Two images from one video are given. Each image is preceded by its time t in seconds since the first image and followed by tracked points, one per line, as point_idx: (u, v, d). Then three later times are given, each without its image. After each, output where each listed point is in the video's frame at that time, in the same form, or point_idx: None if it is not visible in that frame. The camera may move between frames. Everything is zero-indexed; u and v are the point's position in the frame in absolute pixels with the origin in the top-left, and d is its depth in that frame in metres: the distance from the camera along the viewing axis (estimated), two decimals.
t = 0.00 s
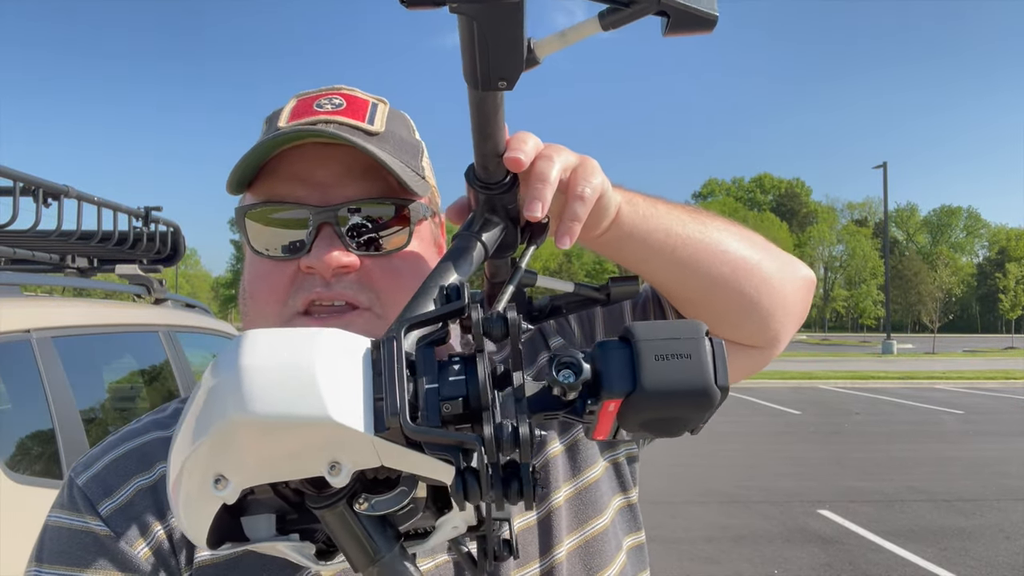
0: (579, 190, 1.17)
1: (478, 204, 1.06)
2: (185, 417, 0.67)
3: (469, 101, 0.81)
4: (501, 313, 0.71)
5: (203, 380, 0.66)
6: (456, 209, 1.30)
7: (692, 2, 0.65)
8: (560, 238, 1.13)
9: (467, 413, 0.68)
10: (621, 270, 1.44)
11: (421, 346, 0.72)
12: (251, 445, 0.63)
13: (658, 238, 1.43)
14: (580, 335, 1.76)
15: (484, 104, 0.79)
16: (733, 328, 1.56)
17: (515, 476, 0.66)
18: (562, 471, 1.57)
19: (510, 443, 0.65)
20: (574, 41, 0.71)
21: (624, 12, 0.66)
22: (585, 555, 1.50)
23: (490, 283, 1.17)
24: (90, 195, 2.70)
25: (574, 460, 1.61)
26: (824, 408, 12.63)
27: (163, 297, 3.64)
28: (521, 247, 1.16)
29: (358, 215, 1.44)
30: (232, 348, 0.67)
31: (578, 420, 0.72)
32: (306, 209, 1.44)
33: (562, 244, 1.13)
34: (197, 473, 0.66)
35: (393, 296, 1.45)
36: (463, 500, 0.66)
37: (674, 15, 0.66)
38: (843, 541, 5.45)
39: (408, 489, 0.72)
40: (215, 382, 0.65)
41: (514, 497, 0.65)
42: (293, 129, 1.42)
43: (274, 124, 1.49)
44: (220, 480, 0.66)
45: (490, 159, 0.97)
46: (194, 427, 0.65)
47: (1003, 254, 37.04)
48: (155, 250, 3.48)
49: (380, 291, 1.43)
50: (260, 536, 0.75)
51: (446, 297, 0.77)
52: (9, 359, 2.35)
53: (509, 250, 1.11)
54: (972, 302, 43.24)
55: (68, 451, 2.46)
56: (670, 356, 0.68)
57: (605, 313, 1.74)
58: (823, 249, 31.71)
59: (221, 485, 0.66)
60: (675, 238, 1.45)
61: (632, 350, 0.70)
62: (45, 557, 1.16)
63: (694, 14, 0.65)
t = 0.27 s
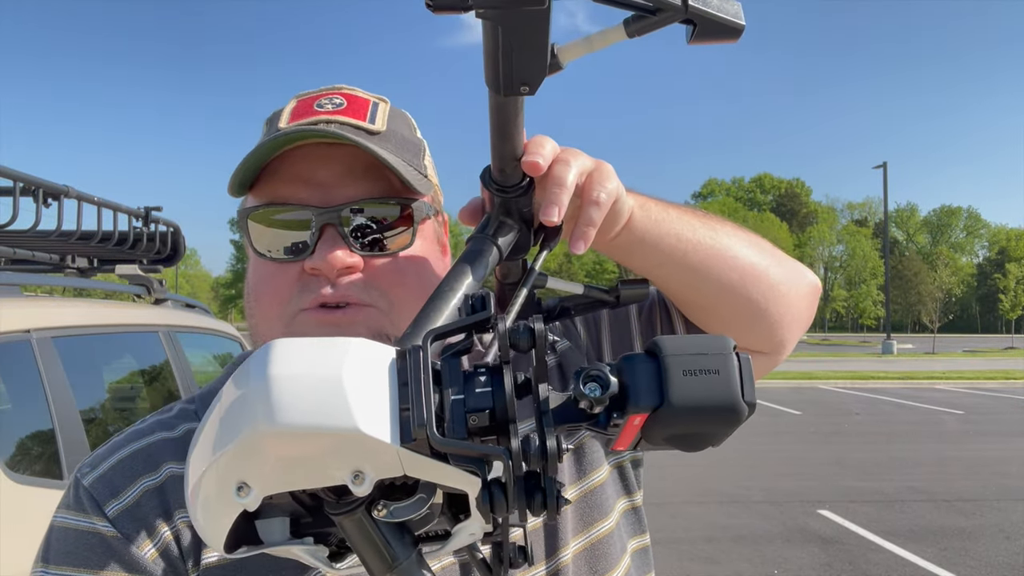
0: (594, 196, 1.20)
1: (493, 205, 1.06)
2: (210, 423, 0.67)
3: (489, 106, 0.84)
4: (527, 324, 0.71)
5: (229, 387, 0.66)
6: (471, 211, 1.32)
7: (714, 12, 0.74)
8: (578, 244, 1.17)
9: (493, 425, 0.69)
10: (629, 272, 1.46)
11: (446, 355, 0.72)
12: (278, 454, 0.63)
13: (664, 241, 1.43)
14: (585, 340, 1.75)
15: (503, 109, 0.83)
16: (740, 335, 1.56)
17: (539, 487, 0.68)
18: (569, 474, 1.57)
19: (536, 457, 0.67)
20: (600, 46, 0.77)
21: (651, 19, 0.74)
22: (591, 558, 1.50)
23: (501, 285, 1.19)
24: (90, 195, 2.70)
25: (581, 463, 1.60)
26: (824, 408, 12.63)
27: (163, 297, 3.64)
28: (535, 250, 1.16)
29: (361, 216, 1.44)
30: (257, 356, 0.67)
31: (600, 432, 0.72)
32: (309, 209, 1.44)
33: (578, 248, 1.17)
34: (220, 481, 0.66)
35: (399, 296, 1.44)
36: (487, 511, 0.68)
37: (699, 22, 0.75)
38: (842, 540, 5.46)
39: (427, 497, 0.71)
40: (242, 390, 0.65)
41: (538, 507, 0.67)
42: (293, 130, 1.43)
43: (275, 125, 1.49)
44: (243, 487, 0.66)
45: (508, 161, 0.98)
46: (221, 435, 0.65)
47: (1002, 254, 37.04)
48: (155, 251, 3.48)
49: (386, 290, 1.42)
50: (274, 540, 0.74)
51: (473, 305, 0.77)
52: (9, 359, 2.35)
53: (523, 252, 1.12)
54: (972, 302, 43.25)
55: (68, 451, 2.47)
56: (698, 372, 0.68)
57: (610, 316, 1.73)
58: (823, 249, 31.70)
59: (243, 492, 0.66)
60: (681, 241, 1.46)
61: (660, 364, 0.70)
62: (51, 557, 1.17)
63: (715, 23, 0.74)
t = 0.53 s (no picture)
0: (602, 199, 1.19)
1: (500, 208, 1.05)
2: (216, 428, 0.66)
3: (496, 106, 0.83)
4: (536, 331, 0.71)
5: (235, 393, 0.65)
6: (476, 212, 1.32)
7: (725, 15, 0.73)
8: (585, 247, 1.16)
9: (500, 431, 0.68)
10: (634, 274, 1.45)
11: (454, 362, 0.71)
12: (284, 462, 0.62)
13: (668, 243, 1.43)
14: (591, 340, 1.73)
15: (511, 110, 0.81)
16: (745, 338, 1.55)
17: (547, 495, 0.67)
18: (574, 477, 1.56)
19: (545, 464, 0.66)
20: (610, 48, 0.76)
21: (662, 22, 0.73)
22: (594, 561, 1.49)
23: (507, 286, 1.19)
24: (90, 195, 2.69)
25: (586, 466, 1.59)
26: (824, 408, 12.61)
27: (163, 297, 3.63)
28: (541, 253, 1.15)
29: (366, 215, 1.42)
30: (264, 361, 0.66)
31: (609, 439, 0.72)
32: (312, 209, 1.43)
33: (584, 251, 1.16)
34: (226, 486, 0.65)
35: (401, 301, 1.42)
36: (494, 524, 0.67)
37: (709, 26, 0.74)
38: (843, 540, 5.45)
39: (433, 501, 0.71)
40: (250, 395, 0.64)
41: (545, 516, 0.67)
42: (297, 125, 1.42)
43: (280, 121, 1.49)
44: (248, 493, 0.65)
45: (515, 164, 0.98)
46: (227, 440, 0.64)
47: (1002, 253, 37.02)
48: (155, 250, 3.47)
49: (387, 294, 1.40)
50: (278, 543, 0.73)
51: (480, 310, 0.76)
52: (9, 359, 2.34)
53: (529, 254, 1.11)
54: (972, 302, 43.16)
55: (68, 451, 2.46)
56: (709, 380, 0.67)
57: (616, 319, 1.71)
58: (823, 249, 31.67)
59: (248, 498, 0.65)
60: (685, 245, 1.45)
61: (670, 372, 0.69)
62: (53, 558, 1.16)
63: (727, 25, 0.73)
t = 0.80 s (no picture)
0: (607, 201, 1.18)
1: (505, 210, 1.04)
2: (222, 439, 0.65)
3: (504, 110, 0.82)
4: (552, 342, 0.73)
5: (243, 405, 0.64)
6: (479, 214, 1.31)
7: (741, 18, 0.73)
8: (591, 250, 1.16)
9: (516, 445, 0.67)
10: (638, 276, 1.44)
11: (466, 374, 0.70)
12: (296, 478, 0.61)
13: (672, 244, 1.42)
14: (592, 342, 1.71)
15: (519, 115, 0.81)
16: (749, 338, 1.54)
17: (562, 509, 0.68)
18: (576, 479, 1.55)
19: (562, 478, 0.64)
20: (621, 51, 0.75)
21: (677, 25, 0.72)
22: (596, 563, 1.48)
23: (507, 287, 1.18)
24: (90, 195, 2.68)
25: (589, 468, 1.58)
26: (824, 408, 12.60)
27: (163, 297, 3.62)
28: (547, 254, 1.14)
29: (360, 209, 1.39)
30: (273, 374, 0.65)
31: (623, 451, 0.72)
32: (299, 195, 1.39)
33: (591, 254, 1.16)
34: (232, 499, 0.64)
35: (384, 295, 1.37)
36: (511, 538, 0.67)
37: (725, 29, 0.73)
38: (843, 540, 5.44)
39: (443, 514, 0.68)
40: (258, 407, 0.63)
41: (561, 530, 0.68)
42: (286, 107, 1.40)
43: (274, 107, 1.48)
44: (256, 508, 0.64)
45: (521, 166, 0.96)
46: (236, 453, 0.62)
47: (1002, 253, 37.01)
48: (156, 250, 3.46)
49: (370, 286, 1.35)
50: (281, 554, 0.72)
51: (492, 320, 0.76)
52: (9, 359, 2.33)
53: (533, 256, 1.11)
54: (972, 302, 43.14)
55: (68, 451, 2.45)
56: (729, 394, 0.67)
57: (619, 322, 1.71)
58: (823, 249, 31.66)
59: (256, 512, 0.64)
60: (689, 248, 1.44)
61: (689, 385, 0.68)
62: (50, 567, 1.16)
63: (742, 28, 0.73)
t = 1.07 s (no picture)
0: (614, 206, 1.19)
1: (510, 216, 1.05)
2: (230, 465, 0.65)
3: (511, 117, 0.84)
4: (569, 364, 0.71)
5: (253, 430, 0.65)
6: (482, 218, 1.31)
7: (757, 28, 0.74)
8: (596, 256, 1.16)
9: (533, 471, 0.67)
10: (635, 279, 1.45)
11: (482, 399, 0.69)
12: (308, 507, 0.62)
13: (675, 246, 1.42)
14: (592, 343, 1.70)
15: (526, 123, 0.83)
16: (749, 338, 1.56)
17: (578, 536, 0.68)
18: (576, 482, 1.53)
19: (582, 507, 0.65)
20: (633, 58, 0.77)
21: (692, 34, 0.73)
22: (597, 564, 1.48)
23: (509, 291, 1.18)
24: (90, 195, 2.68)
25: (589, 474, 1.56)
26: (824, 407, 12.59)
27: (163, 297, 3.62)
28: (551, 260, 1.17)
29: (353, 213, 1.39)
30: (283, 402, 0.65)
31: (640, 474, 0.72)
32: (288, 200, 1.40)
33: (596, 260, 1.16)
34: (240, 528, 0.64)
35: (376, 296, 1.37)
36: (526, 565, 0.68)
37: (741, 38, 0.75)
38: (842, 540, 5.44)
39: (453, 533, 0.69)
40: (270, 433, 0.64)
41: (577, 556, 0.68)
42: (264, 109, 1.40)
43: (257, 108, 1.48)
44: (264, 535, 0.65)
45: (528, 173, 0.97)
46: (248, 476, 0.63)
47: (1002, 253, 36.98)
48: (155, 250, 3.46)
49: (361, 286, 1.35)
50: (284, 571, 0.72)
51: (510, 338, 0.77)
52: (9, 359, 2.33)
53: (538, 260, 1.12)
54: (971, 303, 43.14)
55: (68, 450, 2.45)
56: (751, 420, 0.68)
57: (619, 322, 1.70)
58: (823, 249, 31.64)
59: (264, 541, 0.65)
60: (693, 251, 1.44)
61: (710, 410, 0.69)
62: None
63: (758, 37, 0.75)
